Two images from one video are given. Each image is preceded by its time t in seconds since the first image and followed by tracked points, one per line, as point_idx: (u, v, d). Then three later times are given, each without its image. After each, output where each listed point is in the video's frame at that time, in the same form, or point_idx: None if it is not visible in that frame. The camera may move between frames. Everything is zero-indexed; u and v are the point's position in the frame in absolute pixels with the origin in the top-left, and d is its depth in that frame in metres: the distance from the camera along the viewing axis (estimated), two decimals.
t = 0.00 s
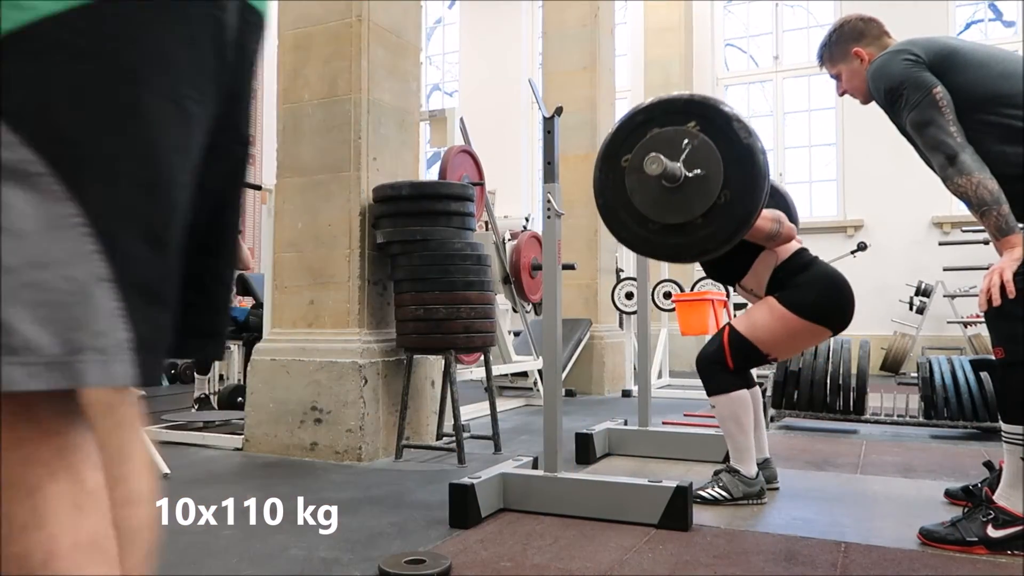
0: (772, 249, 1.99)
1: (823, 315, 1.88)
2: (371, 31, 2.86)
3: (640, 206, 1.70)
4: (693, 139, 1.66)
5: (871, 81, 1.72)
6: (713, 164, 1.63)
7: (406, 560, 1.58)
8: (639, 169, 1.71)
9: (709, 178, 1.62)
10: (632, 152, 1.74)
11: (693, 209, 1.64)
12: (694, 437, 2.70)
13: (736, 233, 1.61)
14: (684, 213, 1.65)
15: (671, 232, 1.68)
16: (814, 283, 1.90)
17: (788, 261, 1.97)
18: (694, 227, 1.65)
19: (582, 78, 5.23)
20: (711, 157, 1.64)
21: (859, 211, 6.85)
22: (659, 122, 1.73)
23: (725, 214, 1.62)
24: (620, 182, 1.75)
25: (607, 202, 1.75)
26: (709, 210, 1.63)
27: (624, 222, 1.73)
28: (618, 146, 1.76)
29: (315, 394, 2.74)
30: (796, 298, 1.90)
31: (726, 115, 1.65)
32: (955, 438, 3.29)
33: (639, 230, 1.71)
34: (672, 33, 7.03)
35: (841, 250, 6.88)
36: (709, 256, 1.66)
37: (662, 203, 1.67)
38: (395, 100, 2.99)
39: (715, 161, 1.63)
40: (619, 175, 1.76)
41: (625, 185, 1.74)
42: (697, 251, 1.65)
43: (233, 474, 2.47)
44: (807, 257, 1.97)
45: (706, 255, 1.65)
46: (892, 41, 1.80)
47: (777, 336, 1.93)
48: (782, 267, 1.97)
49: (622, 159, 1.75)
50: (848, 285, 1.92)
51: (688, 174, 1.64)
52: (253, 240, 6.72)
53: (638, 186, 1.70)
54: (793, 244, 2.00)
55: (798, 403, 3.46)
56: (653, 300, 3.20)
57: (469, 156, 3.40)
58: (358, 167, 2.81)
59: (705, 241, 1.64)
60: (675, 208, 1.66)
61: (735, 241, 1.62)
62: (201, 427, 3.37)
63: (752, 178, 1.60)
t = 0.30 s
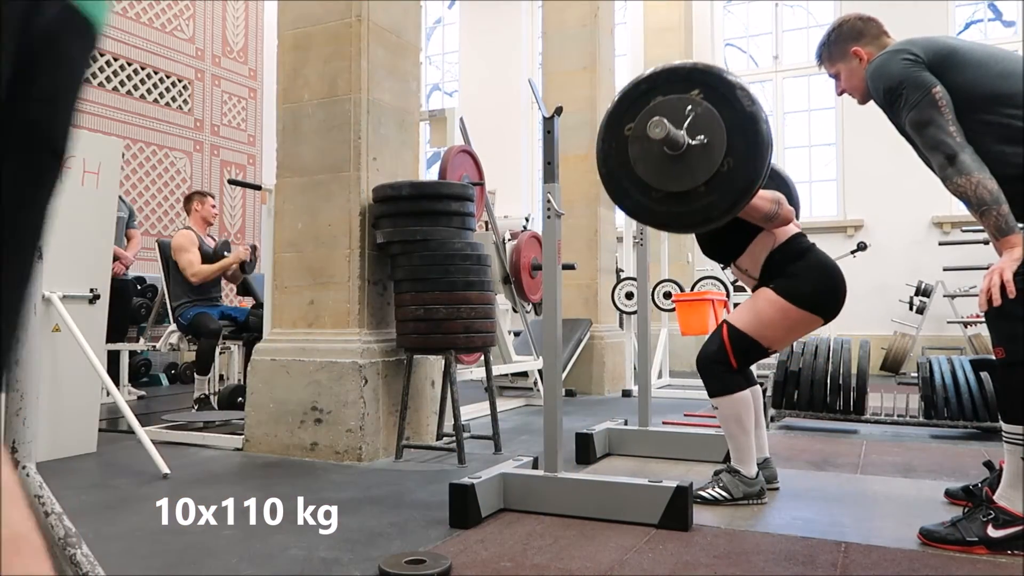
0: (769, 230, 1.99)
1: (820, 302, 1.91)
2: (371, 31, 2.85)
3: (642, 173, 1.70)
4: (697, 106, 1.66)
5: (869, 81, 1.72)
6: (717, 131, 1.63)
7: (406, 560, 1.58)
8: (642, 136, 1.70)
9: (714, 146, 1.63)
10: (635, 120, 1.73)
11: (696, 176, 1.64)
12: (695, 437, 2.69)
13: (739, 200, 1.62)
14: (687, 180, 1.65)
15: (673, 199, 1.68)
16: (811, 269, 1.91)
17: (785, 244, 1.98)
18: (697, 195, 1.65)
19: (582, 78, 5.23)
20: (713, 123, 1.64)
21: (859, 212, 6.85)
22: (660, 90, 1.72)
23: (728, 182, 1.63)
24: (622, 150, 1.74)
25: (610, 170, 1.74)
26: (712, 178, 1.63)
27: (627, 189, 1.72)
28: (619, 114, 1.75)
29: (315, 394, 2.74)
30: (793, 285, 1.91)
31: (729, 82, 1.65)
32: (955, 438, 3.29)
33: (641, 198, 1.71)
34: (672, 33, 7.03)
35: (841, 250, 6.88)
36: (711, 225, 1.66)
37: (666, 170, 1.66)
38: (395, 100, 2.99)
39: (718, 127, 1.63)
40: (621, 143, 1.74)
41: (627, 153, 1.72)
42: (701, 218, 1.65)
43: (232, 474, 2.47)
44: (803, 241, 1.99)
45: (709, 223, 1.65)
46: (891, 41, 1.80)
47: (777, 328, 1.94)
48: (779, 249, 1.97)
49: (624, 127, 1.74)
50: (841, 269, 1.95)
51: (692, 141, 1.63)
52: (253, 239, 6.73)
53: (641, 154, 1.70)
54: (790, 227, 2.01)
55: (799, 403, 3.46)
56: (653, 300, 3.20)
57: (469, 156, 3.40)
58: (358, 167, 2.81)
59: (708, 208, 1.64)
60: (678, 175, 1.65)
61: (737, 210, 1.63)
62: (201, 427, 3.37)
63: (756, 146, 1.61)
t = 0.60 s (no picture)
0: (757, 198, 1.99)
1: (794, 283, 1.92)
2: (371, 31, 2.86)
3: (649, 113, 1.70)
4: (705, 44, 1.65)
5: (871, 78, 1.71)
6: (725, 68, 1.63)
7: (407, 560, 1.58)
8: (649, 76, 1.70)
9: (721, 83, 1.62)
10: (643, 60, 1.72)
11: (703, 116, 1.64)
12: (695, 437, 2.69)
13: (746, 139, 1.62)
14: (694, 119, 1.65)
15: (679, 139, 1.68)
16: (790, 247, 1.93)
17: (768, 217, 1.98)
18: (703, 134, 1.65)
19: (582, 78, 5.23)
20: (722, 61, 1.63)
21: (859, 212, 6.86)
22: (668, 31, 1.71)
23: (734, 121, 1.62)
24: (629, 91, 1.74)
25: (615, 110, 1.74)
26: (718, 116, 1.63)
27: (633, 129, 1.72)
28: (627, 54, 1.74)
29: (315, 394, 2.74)
30: (768, 261, 1.92)
31: (739, 20, 1.62)
32: (955, 438, 3.29)
33: (646, 138, 1.71)
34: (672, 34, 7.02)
35: (841, 250, 6.88)
36: (717, 164, 1.66)
37: (672, 109, 1.67)
38: (395, 100, 2.99)
39: (725, 66, 1.63)
40: (628, 83, 1.74)
41: (634, 93, 1.73)
42: (707, 157, 1.65)
43: (231, 474, 2.47)
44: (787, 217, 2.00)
45: (717, 162, 1.65)
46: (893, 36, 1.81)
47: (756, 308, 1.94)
48: (761, 220, 1.98)
49: (632, 66, 1.74)
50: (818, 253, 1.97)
51: (699, 81, 1.63)
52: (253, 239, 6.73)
53: (648, 94, 1.70)
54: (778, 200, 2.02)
55: (799, 403, 3.46)
56: (652, 300, 3.20)
57: (469, 156, 3.40)
58: (358, 167, 2.81)
59: (715, 147, 1.64)
60: (685, 114, 1.66)
61: (744, 150, 1.63)
62: (201, 427, 3.37)
63: (763, 83, 1.60)
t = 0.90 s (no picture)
0: (749, 176, 2.01)
1: (772, 269, 1.95)
2: (371, 31, 2.86)
3: (655, 62, 1.71)
4: None
5: (891, 37, 1.65)
6: (732, 18, 1.64)
7: (407, 560, 1.58)
8: (656, 26, 1.72)
9: (728, 32, 1.64)
10: (650, 12, 1.74)
11: (710, 63, 1.65)
12: (695, 437, 2.69)
13: (753, 87, 1.62)
14: (701, 67, 1.66)
15: (685, 88, 1.68)
16: (769, 234, 1.95)
17: (755, 202, 2.00)
18: (709, 83, 1.66)
19: (582, 78, 5.23)
20: (730, 8, 1.65)
21: (859, 211, 6.86)
22: None
23: (741, 69, 1.63)
24: (637, 41, 1.75)
25: (622, 61, 1.75)
26: (726, 65, 1.64)
27: (639, 80, 1.73)
28: (635, 8, 1.77)
29: (315, 394, 2.74)
30: (744, 243, 1.96)
31: None
32: (955, 438, 3.29)
33: (652, 88, 1.72)
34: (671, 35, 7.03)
35: (841, 250, 6.88)
36: (724, 114, 1.66)
37: (679, 58, 1.68)
38: (395, 100, 2.99)
39: (734, 14, 1.65)
40: (636, 35, 1.76)
41: (641, 44, 1.74)
42: (713, 106, 1.65)
43: (232, 474, 2.47)
44: (774, 204, 2.02)
45: (724, 111, 1.65)
46: None
47: (742, 290, 1.96)
48: (749, 201, 2.00)
49: (640, 18, 1.76)
50: (800, 247, 1.99)
51: (706, 29, 1.65)
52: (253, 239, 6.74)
53: (656, 44, 1.71)
54: (769, 185, 2.03)
55: (799, 403, 3.47)
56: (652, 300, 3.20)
57: (469, 156, 3.40)
58: (358, 167, 2.81)
59: (721, 95, 1.64)
60: (692, 62, 1.67)
61: (750, 100, 1.64)
62: (201, 427, 3.37)
63: (770, 33, 1.62)
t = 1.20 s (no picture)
0: (754, 179, 2.01)
1: (777, 270, 1.96)
2: (371, 31, 2.86)
3: (655, 66, 1.71)
4: None
5: None
6: (732, 21, 1.64)
7: (407, 560, 1.58)
8: (656, 30, 1.72)
9: (727, 36, 1.64)
10: (649, 16, 1.75)
11: (710, 67, 1.65)
12: (695, 437, 2.69)
13: (753, 90, 1.62)
14: (700, 71, 1.66)
15: (686, 92, 1.69)
16: (773, 236, 1.96)
17: (760, 203, 1.99)
18: (709, 87, 1.66)
19: (582, 78, 5.23)
20: (730, 12, 1.65)
21: (859, 211, 6.86)
22: None
23: (740, 73, 1.63)
24: (637, 45, 1.76)
25: (622, 65, 1.76)
26: (726, 68, 1.64)
27: (640, 84, 1.74)
28: (635, 12, 1.77)
29: (315, 394, 2.74)
30: (750, 244, 1.97)
31: None
32: (955, 438, 3.29)
33: (652, 92, 1.72)
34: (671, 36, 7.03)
35: (841, 251, 6.89)
36: (725, 118, 1.66)
37: (679, 61, 1.68)
38: (395, 100, 2.99)
39: (733, 18, 1.64)
40: (636, 38, 1.76)
41: (641, 48, 1.75)
42: (713, 110, 1.65)
43: (232, 474, 2.47)
44: (779, 205, 2.01)
45: (725, 115, 1.65)
46: None
47: (748, 291, 1.96)
48: (755, 203, 2.00)
49: (639, 22, 1.76)
50: (806, 248, 1.99)
51: (706, 33, 1.65)
52: (253, 239, 6.75)
53: (655, 47, 1.72)
54: (774, 187, 2.03)
55: (799, 403, 3.47)
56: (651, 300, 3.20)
57: (469, 156, 3.40)
58: (358, 167, 2.81)
59: (720, 100, 1.64)
60: (692, 66, 1.67)
61: (750, 104, 1.63)
62: (201, 427, 3.37)
63: (771, 37, 1.62)
